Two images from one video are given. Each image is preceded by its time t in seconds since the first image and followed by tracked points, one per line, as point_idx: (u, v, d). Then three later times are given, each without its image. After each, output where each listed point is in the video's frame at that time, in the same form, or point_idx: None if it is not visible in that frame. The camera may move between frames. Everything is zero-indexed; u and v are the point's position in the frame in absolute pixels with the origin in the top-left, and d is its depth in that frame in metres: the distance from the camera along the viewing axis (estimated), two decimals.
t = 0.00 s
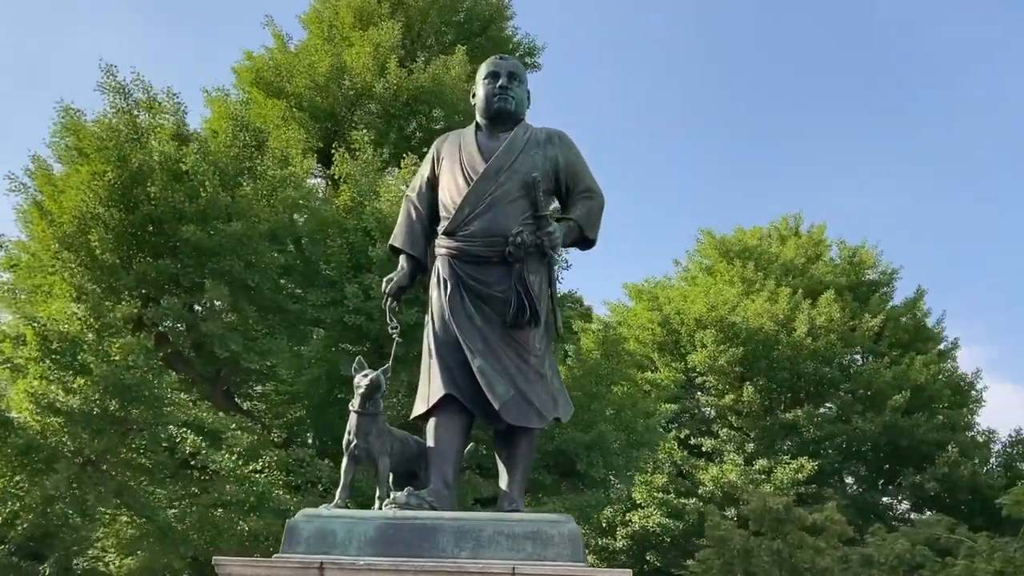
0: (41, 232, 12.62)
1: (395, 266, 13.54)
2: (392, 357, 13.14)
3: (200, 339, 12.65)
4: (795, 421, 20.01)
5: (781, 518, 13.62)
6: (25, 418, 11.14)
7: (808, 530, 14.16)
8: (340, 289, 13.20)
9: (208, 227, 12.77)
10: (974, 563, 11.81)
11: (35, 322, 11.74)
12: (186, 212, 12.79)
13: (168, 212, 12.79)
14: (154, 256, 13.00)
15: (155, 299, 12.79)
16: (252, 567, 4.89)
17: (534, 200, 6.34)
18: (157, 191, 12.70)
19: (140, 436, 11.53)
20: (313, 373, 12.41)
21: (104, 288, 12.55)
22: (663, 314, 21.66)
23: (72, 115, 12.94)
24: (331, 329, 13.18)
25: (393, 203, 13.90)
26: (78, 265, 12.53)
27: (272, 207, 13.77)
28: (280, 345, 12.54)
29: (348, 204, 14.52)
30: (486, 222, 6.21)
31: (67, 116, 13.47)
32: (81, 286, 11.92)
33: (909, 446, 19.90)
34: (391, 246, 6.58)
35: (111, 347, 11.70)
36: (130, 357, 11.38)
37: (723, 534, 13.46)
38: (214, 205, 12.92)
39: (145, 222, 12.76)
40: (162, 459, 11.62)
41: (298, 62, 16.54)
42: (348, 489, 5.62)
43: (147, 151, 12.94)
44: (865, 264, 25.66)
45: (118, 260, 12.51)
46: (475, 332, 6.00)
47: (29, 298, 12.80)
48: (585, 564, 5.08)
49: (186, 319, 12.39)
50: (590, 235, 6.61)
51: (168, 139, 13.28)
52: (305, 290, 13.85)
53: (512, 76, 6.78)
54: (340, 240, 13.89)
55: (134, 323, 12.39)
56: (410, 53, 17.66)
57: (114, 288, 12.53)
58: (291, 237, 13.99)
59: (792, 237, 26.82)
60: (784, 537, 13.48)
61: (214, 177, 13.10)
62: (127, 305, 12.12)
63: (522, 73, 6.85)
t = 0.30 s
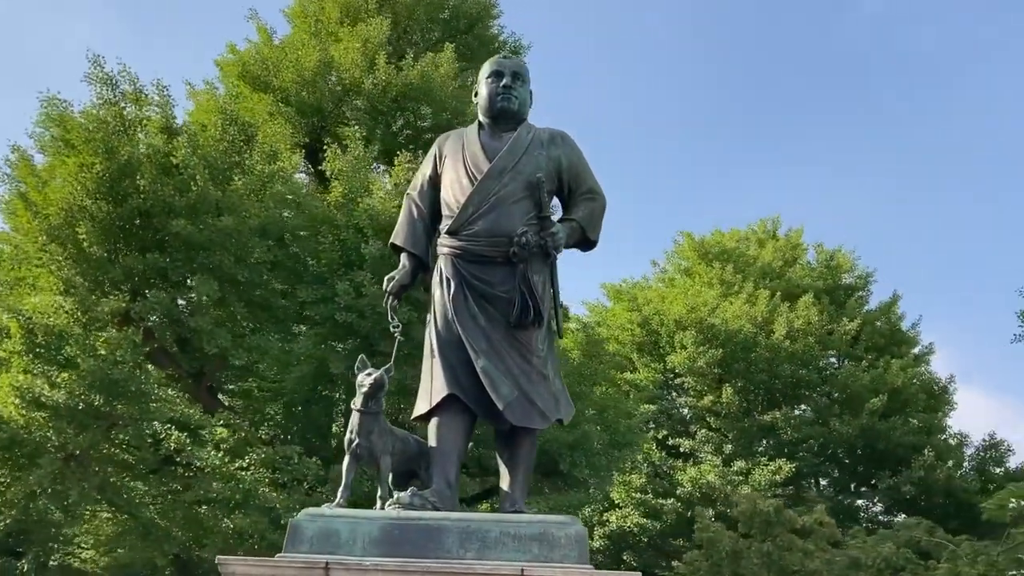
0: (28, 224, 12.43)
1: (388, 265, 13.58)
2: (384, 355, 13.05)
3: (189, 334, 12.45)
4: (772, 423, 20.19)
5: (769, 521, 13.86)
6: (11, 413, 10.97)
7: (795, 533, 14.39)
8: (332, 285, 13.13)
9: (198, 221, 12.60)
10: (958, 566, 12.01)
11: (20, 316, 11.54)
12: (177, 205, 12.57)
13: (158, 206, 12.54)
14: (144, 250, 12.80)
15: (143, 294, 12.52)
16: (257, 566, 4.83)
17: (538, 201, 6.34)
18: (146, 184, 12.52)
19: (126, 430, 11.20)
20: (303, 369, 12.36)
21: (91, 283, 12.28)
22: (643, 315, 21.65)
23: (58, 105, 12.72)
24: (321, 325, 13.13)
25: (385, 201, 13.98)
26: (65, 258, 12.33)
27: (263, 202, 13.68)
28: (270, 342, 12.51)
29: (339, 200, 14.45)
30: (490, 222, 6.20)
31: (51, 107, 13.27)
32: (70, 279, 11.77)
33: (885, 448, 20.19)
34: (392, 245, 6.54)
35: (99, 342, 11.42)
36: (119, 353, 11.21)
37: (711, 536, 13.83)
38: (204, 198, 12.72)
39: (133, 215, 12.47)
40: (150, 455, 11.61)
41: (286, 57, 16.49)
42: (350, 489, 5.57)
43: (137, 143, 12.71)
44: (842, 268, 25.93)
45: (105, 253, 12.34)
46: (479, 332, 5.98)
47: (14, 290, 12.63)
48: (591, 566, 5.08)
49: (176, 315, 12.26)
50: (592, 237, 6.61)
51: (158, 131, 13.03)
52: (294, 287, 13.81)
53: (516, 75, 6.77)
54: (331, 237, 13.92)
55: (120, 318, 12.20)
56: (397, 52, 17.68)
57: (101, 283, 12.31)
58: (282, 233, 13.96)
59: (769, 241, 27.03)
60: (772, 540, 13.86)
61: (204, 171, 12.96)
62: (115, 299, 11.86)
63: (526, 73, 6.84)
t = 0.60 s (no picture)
0: (13, 215, 12.25)
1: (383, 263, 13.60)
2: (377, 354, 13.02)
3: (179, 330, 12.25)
4: (751, 424, 20.37)
5: (760, 522, 14.07)
6: None
7: (780, 533, 14.62)
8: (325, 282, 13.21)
9: (188, 215, 12.49)
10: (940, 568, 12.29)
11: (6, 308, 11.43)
12: (167, 198, 12.42)
13: (147, 200, 12.40)
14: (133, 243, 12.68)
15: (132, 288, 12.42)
16: (261, 565, 4.78)
17: (541, 199, 6.34)
18: (136, 176, 12.40)
19: (113, 426, 11.07)
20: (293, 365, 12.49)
21: (78, 277, 12.12)
22: (623, 316, 21.64)
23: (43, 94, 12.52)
24: (311, 325, 13.16)
25: (378, 199, 14.00)
26: (52, 250, 12.20)
27: (253, 196, 13.55)
28: (259, 338, 12.43)
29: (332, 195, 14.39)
30: (494, 220, 6.19)
31: (36, 97, 13.07)
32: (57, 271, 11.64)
33: (861, 451, 20.51)
34: (393, 242, 6.51)
35: (84, 336, 11.35)
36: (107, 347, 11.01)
37: (701, 536, 14.00)
38: (195, 192, 12.60)
39: (122, 208, 12.34)
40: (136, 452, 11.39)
41: (273, 49, 16.30)
42: (352, 487, 5.53)
43: (126, 135, 12.54)
44: (818, 272, 26.21)
45: (93, 246, 12.20)
46: (482, 330, 5.96)
47: None
48: (598, 566, 5.08)
49: (165, 310, 12.12)
50: (594, 237, 6.63)
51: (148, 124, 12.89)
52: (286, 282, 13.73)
53: (520, 74, 6.78)
54: (322, 234, 13.92)
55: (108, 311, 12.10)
56: (384, 48, 17.62)
57: (89, 276, 12.17)
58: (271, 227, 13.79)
59: (745, 244, 27.25)
60: (761, 541, 14.03)
61: (195, 164, 12.86)
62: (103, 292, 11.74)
63: (529, 72, 6.85)
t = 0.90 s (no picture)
0: None
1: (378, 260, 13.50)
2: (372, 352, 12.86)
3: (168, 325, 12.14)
4: (729, 426, 20.50)
5: (748, 523, 14.20)
6: None
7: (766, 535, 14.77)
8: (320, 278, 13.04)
9: (179, 208, 12.35)
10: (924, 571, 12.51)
11: None
12: (158, 190, 12.24)
13: (137, 192, 12.21)
14: (122, 236, 12.52)
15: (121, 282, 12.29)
16: (267, 564, 4.73)
17: (544, 199, 6.33)
18: (126, 168, 12.22)
19: (98, 421, 10.91)
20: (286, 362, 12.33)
21: (66, 269, 11.99)
22: (603, 317, 21.60)
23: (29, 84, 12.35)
24: (304, 321, 12.97)
25: (371, 196, 13.90)
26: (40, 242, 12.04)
27: (243, 191, 13.46)
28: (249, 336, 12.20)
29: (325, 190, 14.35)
30: (497, 219, 6.16)
31: (21, 86, 12.88)
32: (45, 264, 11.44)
33: (836, 453, 20.74)
34: (395, 239, 6.46)
35: (70, 329, 11.24)
36: (96, 342, 10.89)
37: (689, 537, 14.10)
38: (186, 185, 12.44)
39: (111, 200, 12.14)
40: (121, 447, 11.24)
41: (261, 44, 16.19)
42: (354, 485, 5.50)
43: (115, 126, 12.38)
44: (793, 275, 26.43)
45: (80, 238, 12.04)
46: (485, 330, 5.94)
47: None
48: (604, 568, 5.10)
49: (154, 304, 11.96)
50: (595, 238, 6.64)
51: (138, 116, 12.74)
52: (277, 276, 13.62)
53: (523, 73, 6.77)
54: (315, 230, 13.77)
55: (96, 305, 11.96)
56: (372, 45, 17.54)
57: (78, 269, 12.02)
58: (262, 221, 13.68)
59: (721, 246, 27.44)
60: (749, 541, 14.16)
61: (186, 158, 12.69)
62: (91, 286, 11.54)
63: (532, 71, 6.85)
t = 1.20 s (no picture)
0: None
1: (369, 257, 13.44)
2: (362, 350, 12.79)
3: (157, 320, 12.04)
4: (707, 427, 20.64)
5: (735, 524, 14.31)
6: None
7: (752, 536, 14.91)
8: (312, 274, 13.06)
9: (170, 202, 12.20)
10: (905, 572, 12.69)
11: None
12: (149, 183, 12.11)
13: (126, 186, 12.06)
14: (111, 229, 12.42)
15: (110, 275, 12.17)
16: (274, 563, 4.69)
17: (549, 200, 6.33)
18: (116, 161, 12.06)
19: (83, 416, 10.75)
20: (277, 359, 12.31)
21: (54, 261, 11.86)
22: (584, 318, 21.74)
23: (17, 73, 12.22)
24: (294, 318, 12.95)
25: (364, 193, 13.77)
26: (27, 233, 11.87)
27: (235, 185, 13.40)
28: (239, 331, 12.10)
29: (318, 186, 14.18)
30: (503, 219, 6.16)
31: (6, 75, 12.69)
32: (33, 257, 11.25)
33: (811, 455, 20.93)
34: (397, 237, 6.44)
35: (56, 323, 11.06)
36: (84, 337, 10.75)
37: (675, 537, 14.19)
38: (177, 179, 12.30)
39: (99, 193, 12.06)
40: (105, 443, 11.11)
41: (248, 38, 16.14)
42: (358, 485, 5.47)
43: (104, 117, 12.23)
44: (767, 278, 26.66)
45: (68, 231, 11.89)
46: (489, 330, 5.93)
47: None
48: (611, 568, 5.10)
49: (143, 299, 11.81)
50: (597, 239, 6.66)
51: (128, 107, 12.59)
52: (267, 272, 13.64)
53: (527, 73, 6.77)
54: (308, 227, 13.69)
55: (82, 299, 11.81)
56: (359, 42, 17.43)
57: (65, 261, 11.91)
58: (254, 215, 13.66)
59: (698, 250, 27.63)
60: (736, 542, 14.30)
61: (177, 151, 12.55)
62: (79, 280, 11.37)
63: (536, 72, 6.85)
